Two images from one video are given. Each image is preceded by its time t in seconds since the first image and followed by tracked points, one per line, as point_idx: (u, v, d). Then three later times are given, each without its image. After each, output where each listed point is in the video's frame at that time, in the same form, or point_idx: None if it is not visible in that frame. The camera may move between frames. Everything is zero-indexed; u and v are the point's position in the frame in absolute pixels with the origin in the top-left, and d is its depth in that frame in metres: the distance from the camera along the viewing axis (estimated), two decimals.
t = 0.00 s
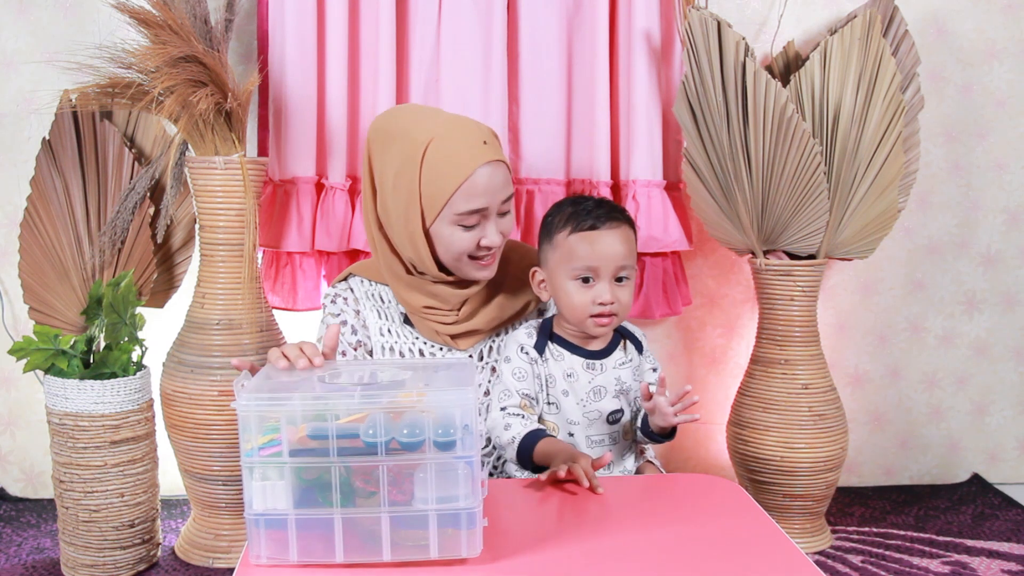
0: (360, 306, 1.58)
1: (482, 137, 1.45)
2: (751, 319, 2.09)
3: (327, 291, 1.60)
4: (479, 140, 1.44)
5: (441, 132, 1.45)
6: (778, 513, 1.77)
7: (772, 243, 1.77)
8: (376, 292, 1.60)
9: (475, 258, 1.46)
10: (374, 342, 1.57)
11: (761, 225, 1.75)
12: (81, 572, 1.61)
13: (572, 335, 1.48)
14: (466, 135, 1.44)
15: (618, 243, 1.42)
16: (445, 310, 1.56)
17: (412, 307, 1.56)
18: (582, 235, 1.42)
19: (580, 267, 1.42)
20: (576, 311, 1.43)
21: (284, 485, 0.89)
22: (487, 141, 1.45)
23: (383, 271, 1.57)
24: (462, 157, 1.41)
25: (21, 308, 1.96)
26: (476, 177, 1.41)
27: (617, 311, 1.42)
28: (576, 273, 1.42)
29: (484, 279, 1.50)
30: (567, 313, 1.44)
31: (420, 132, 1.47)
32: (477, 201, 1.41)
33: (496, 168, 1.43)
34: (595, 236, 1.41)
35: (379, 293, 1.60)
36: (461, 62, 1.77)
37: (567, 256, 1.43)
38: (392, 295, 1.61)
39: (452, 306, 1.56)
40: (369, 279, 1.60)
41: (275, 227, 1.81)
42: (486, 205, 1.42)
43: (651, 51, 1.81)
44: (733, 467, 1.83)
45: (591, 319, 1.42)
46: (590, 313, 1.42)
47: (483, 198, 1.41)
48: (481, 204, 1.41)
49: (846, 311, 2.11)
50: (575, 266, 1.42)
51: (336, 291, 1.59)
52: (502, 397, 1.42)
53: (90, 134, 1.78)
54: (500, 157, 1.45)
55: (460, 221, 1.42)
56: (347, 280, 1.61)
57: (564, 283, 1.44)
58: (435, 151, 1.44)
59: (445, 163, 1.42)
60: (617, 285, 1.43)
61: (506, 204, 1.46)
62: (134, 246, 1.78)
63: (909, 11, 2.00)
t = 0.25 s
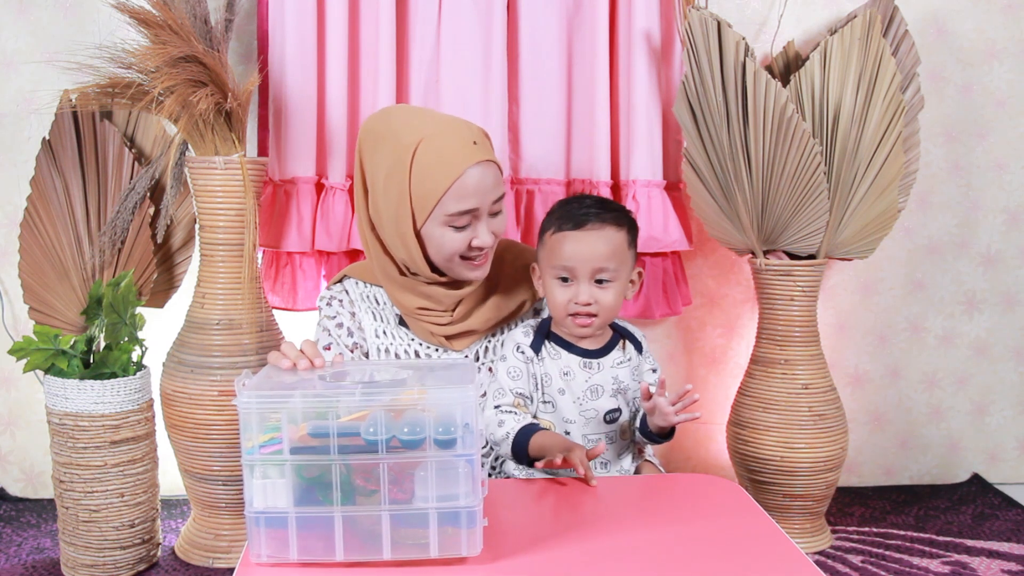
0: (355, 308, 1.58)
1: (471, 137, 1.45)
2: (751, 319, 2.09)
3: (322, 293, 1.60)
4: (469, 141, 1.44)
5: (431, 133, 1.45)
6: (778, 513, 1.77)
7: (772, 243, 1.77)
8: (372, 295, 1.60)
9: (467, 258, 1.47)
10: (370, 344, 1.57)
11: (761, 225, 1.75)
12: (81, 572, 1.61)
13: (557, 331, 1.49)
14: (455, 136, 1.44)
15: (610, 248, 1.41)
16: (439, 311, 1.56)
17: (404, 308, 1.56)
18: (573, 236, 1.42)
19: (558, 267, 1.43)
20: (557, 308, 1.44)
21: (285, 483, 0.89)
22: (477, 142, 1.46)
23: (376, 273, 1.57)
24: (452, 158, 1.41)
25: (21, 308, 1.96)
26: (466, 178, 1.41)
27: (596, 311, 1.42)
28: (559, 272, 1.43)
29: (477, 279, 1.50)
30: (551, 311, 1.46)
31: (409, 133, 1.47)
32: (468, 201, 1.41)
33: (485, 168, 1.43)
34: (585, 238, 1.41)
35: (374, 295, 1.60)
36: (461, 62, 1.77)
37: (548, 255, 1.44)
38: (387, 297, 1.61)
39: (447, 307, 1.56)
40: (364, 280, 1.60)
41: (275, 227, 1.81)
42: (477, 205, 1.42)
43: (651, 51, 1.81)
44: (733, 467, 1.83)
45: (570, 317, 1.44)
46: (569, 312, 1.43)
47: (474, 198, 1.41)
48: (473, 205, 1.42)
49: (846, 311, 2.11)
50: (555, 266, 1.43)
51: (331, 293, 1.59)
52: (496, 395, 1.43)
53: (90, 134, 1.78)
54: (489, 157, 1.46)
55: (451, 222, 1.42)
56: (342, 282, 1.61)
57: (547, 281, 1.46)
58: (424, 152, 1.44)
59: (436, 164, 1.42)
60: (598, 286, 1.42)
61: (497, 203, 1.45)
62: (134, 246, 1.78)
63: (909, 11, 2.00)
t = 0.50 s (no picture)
0: (356, 309, 1.58)
1: (470, 137, 1.45)
2: (751, 319, 2.09)
3: (322, 295, 1.60)
4: (468, 140, 1.44)
5: (430, 133, 1.45)
6: (778, 514, 1.77)
7: (772, 243, 1.77)
8: (373, 296, 1.60)
9: (468, 259, 1.47)
10: (371, 346, 1.57)
11: (761, 225, 1.75)
12: (81, 572, 1.61)
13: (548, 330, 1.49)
14: (455, 136, 1.44)
15: (604, 249, 1.42)
16: (440, 312, 1.56)
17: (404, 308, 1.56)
18: (568, 233, 1.43)
19: (545, 265, 1.44)
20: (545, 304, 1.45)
21: (285, 481, 0.89)
22: (476, 141, 1.46)
23: (376, 273, 1.57)
24: (452, 159, 1.41)
25: (21, 308, 1.96)
26: (465, 178, 1.41)
27: (582, 309, 1.42)
28: (549, 268, 1.44)
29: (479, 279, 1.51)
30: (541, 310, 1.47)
31: (409, 133, 1.47)
32: (467, 201, 1.41)
33: (485, 167, 1.43)
34: (579, 237, 1.42)
35: (375, 296, 1.60)
36: (461, 62, 1.77)
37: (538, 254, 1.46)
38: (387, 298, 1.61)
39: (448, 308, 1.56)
40: (364, 281, 1.60)
41: (275, 227, 1.81)
42: (476, 205, 1.42)
43: (651, 51, 1.81)
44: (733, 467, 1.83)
45: (557, 313, 1.44)
46: (556, 309, 1.43)
47: (474, 198, 1.42)
48: (473, 205, 1.42)
49: (846, 311, 2.11)
50: (543, 264, 1.45)
51: (331, 294, 1.59)
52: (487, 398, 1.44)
53: (90, 134, 1.78)
54: (489, 156, 1.46)
55: (450, 222, 1.42)
56: (342, 283, 1.61)
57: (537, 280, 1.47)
58: (424, 151, 1.43)
59: (436, 165, 1.42)
60: (584, 284, 1.42)
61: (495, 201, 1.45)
62: (134, 246, 1.78)
63: (909, 11, 2.00)
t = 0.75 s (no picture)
0: (361, 310, 1.58)
1: (471, 128, 1.45)
2: (751, 319, 2.09)
3: (327, 295, 1.60)
4: (469, 131, 1.44)
5: (432, 123, 1.46)
6: (778, 514, 1.77)
7: (772, 243, 1.77)
8: (378, 296, 1.60)
9: (466, 251, 1.46)
10: (376, 347, 1.57)
11: (761, 225, 1.75)
12: (81, 572, 1.61)
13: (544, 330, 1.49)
14: (455, 126, 1.44)
15: (598, 248, 1.42)
16: (446, 312, 1.56)
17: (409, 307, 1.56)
18: (562, 231, 1.42)
19: (540, 262, 1.44)
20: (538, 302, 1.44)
21: (285, 481, 0.89)
22: (478, 133, 1.45)
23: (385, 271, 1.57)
24: (450, 147, 1.42)
25: (21, 308, 1.96)
26: (460, 167, 1.41)
27: (575, 307, 1.42)
28: (544, 266, 1.43)
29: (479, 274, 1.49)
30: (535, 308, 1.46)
31: (412, 124, 1.49)
32: (461, 190, 1.41)
33: (484, 158, 1.43)
34: (573, 236, 1.42)
35: (380, 296, 1.60)
36: (461, 62, 1.77)
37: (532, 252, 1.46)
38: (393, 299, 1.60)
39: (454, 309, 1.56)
40: (371, 281, 1.60)
41: (275, 227, 1.80)
42: (471, 194, 1.42)
43: (651, 51, 1.81)
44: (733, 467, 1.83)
45: (549, 312, 1.43)
46: (549, 307, 1.43)
47: (470, 186, 1.41)
48: (468, 193, 1.41)
49: (846, 311, 2.11)
50: (537, 262, 1.45)
51: (336, 294, 1.59)
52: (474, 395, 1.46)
53: (90, 134, 1.78)
54: (490, 149, 1.45)
55: (444, 211, 1.42)
56: (347, 282, 1.61)
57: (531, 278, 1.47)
58: (422, 139, 1.45)
59: (433, 152, 1.42)
60: (579, 283, 1.42)
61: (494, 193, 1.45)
62: (134, 246, 1.78)
63: (909, 11, 2.00)
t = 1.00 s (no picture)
0: (368, 311, 1.58)
1: (464, 108, 1.53)
2: (751, 319, 2.09)
3: (334, 297, 1.59)
4: (462, 111, 1.53)
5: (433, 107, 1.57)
6: (778, 514, 1.77)
7: (772, 243, 1.77)
8: (385, 297, 1.60)
9: (446, 223, 1.50)
10: (383, 349, 1.57)
11: (761, 225, 1.75)
12: (81, 572, 1.61)
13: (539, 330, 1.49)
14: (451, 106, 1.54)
15: (591, 248, 1.42)
16: (452, 310, 1.57)
17: (414, 302, 1.57)
18: (555, 230, 1.42)
19: (534, 262, 1.44)
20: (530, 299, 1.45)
21: (285, 480, 0.89)
22: (472, 113, 1.53)
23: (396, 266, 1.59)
24: (439, 120, 1.51)
25: (21, 308, 1.96)
26: (444, 138, 1.49)
27: (566, 307, 1.41)
28: (536, 264, 1.44)
29: (460, 250, 1.51)
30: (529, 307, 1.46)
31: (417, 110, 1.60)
32: (442, 159, 1.48)
33: (470, 132, 1.50)
34: (566, 235, 1.42)
35: (387, 298, 1.60)
36: (461, 62, 1.77)
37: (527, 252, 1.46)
38: (400, 301, 1.61)
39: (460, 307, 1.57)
40: (378, 281, 1.60)
41: (275, 227, 1.80)
42: (451, 163, 1.48)
43: (651, 51, 1.81)
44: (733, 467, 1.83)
45: (542, 311, 1.43)
46: (541, 307, 1.43)
47: (452, 154, 1.48)
48: (449, 159, 1.48)
49: (846, 310, 2.11)
50: (531, 261, 1.45)
51: (343, 296, 1.59)
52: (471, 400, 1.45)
53: (90, 134, 1.78)
54: (481, 127, 1.52)
55: (428, 181, 1.49)
56: (354, 283, 1.61)
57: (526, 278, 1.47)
58: (419, 119, 1.55)
59: (424, 124, 1.53)
60: (570, 282, 1.42)
61: (481, 168, 1.50)
62: (134, 246, 1.78)
63: (909, 11, 2.00)
